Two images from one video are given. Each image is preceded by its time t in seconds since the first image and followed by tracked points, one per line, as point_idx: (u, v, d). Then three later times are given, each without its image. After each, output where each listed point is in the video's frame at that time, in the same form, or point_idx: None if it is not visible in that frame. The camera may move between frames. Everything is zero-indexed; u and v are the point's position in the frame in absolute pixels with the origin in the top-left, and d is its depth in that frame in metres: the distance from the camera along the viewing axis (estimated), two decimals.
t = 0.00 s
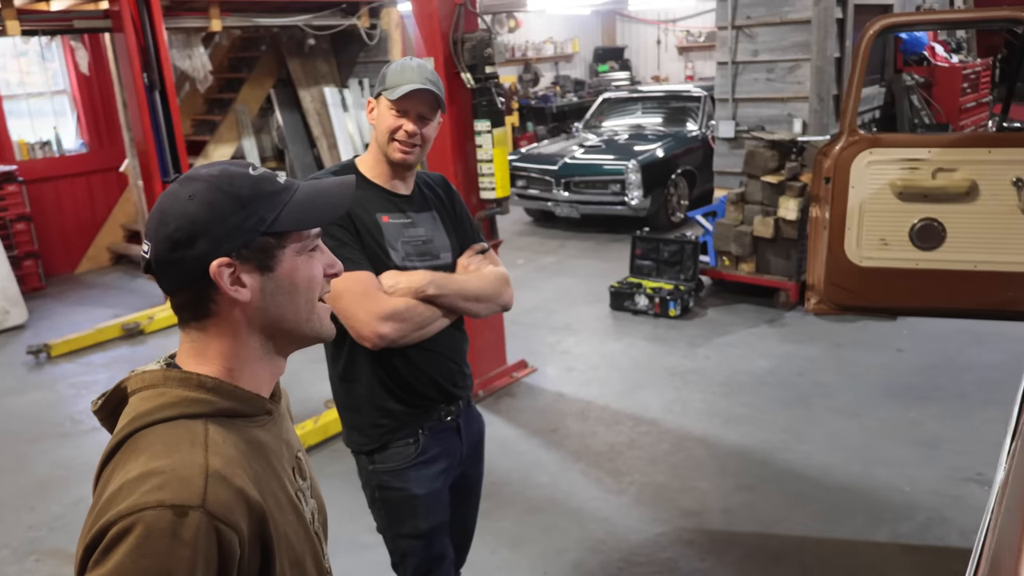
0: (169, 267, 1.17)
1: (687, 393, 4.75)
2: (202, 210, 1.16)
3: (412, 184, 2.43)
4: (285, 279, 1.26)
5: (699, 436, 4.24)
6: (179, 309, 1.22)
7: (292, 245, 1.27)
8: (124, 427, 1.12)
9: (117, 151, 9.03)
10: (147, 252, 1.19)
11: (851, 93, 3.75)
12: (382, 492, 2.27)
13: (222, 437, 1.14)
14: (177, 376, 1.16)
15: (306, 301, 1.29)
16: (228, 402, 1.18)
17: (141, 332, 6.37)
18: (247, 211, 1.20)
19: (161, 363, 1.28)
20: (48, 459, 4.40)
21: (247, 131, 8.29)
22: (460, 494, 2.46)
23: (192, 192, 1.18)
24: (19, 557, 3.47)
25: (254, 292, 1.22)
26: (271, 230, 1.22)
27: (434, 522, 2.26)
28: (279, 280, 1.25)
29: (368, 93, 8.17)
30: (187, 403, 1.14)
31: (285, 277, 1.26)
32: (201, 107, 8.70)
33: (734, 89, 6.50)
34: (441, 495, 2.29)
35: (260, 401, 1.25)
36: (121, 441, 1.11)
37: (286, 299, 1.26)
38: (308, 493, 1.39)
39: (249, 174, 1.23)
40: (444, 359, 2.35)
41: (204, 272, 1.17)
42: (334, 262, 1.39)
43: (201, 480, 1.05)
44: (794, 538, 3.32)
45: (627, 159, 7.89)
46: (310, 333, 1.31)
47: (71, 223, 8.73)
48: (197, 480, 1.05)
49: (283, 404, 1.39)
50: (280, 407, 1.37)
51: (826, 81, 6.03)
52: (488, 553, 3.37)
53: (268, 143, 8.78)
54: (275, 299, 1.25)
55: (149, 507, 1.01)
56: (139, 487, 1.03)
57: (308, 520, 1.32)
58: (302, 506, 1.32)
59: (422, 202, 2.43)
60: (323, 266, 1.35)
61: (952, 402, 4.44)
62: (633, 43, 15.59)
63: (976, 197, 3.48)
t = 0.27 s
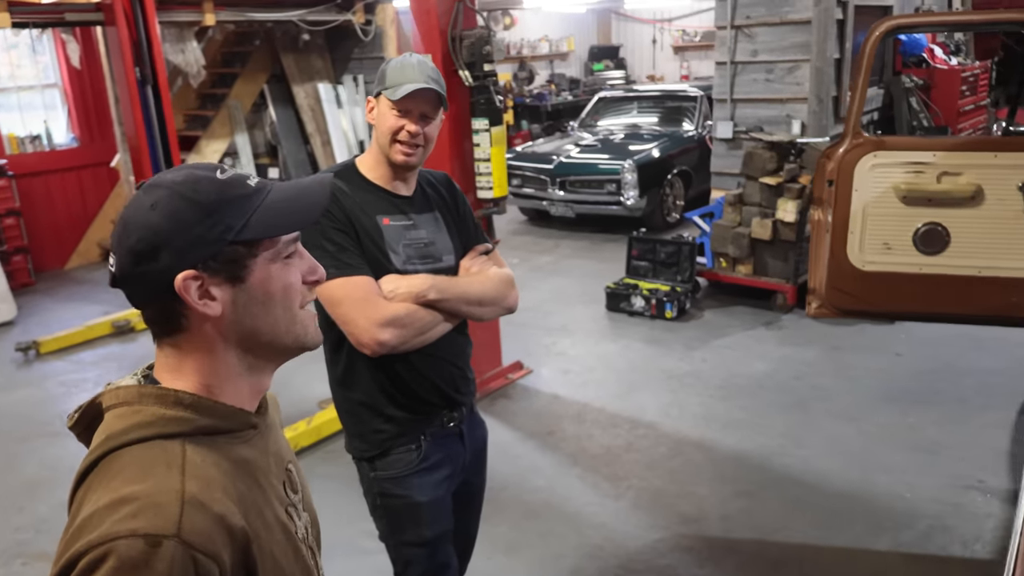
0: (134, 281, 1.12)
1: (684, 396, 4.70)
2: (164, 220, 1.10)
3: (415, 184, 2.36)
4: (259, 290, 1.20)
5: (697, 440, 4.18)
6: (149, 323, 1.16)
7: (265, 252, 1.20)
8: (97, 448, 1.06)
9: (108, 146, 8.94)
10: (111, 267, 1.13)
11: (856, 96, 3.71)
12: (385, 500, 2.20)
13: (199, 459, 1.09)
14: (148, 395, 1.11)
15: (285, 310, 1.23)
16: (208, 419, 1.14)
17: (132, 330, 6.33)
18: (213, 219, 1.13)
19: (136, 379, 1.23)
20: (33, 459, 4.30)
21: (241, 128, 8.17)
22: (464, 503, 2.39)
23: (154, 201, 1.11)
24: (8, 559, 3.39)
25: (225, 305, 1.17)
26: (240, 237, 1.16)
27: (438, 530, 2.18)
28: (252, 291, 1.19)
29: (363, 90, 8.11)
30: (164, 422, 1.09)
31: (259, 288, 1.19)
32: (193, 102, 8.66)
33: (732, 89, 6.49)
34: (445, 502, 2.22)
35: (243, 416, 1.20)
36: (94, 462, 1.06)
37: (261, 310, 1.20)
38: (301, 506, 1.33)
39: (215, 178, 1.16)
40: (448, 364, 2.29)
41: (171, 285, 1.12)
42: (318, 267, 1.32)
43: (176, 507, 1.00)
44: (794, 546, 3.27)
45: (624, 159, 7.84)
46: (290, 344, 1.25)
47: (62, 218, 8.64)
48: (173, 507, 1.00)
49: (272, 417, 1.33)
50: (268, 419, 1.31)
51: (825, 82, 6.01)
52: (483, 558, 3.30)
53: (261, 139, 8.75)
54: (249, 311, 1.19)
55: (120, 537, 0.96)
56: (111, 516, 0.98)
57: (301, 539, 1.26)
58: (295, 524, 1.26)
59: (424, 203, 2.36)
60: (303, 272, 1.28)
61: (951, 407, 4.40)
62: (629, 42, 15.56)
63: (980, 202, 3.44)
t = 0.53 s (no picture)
0: (109, 289, 1.05)
1: (694, 391, 4.64)
2: (136, 222, 1.03)
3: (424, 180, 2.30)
4: (245, 285, 1.14)
5: (707, 436, 4.13)
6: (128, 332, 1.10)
7: (246, 244, 1.15)
8: (82, 472, 1.02)
9: (110, 140, 8.85)
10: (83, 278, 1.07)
11: (871, 85, 3.64)
12: (400, 503, 2.15)
13: (188, 472, 1.04)
14: (128, 411, 1.05)
15: (272, 306, 1.18)
16: (194, 431, 1.08)
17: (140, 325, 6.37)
18: (188, 217, 1.07)
19: (118, 396, 1.17)
20: (36, 457, 4.26)
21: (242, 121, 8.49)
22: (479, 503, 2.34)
23: (122, 202, 1.04)
24: (16, 559, 3.34)
25: (210, 304, 1.11)
26: (217, 232, 1.10)
27: (458, 531, 2.14)
28: (237, 287, 1.13)
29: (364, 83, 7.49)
30: (148, 439, 1.03)
31: (243, 284, 1.14)
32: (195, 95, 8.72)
33: (740, 78, 6.53)
34: (462, 503, 2.17)
35: (234, 422, 1.14)
36: (79, 487, 1.01)
37: (247, 306, 1.15)
38: (305, 511, 1.27)
39: (185, 173, 1.09)
40: (458, 363, 2.23)
41: (151, 288, 1.06)
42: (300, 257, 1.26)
43: (164, 525, 0.96)
44: (809, 544, 3.21)
45: (629, 151, 7.78)
46: (279, 340, 1.20)
47: (64, 213, 8.56)
48: (161, 526, 0.95)
49: (264, 421, 1.28)
50: (260, 424, 1.26)
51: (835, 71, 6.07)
52: (493, 558, 3.25)
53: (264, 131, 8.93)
54: (234, 309, 1.14)
55: (106, 561, 0.91)
56: (97, 541, 0.93)
57: (307, 547, 1.20)
58: (299, 532, 1.20)
59: (434, 198, 2.30)
60: (286, 264, 1.22)
61: (965, 402, 4.34)
62: (633, 32, 15.46)
63: (999, 193, 3.37)
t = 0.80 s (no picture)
0: (81, 284, 1.00)
1: (694, 389, 4.65)
2: (119, 214, 0.99)
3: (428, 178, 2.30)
4: (225, 292, 1.11)
5: (709, 435, 4.14)
6: (97, 332, 1.04)
7: (231, 251, 1.11)
8: (38, 508, 0.98)
9: (105, 129, 8.81)
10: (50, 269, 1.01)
11: (876, 86, 3.66)
12: (406, 509, 2.17)
13: (148, 500, 0.99)
14: (80, 440, 1.00)
15: (250, 316, 1.15)
16: (153, 452, 1.02)
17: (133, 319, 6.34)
18: (172, 215, 1.03)
19: (77, 420, 1.13)
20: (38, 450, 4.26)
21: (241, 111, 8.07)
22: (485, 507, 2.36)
23: (105, 193, 1.00)
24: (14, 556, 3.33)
25: (187, 308, 1.07)
26: (205, 234, 1.07)
27: (465, 537, 2.16)
28: (216, 293, 1.10)
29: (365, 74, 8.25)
30: (101, 469, 0.98)
31: (224, 291, 1.10)
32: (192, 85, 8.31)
33: (742, 76, 6.52)
34: (469, 508, 2.19)
35: (199, 436, 1.08)
36: (39, 525, 0.98)
37: (226, 314, 1.11)
38: (290, 518, 1.21)
39: (173, 172, 1.06)
40: (462, 365, 2.23)
41: (128, 286, 1.01)
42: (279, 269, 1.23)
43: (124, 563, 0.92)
44: (811, 545, 3.23)
45: (629, 147, 7.79)
46: (255, 352, 1.16)
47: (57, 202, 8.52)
48: (128, 561, 0.92)
49: (236, 426, 1.22)
50: (233, 428, 1.20)
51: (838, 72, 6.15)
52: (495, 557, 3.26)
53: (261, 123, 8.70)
54: (211, 316, 1.10)
55: None
56: None
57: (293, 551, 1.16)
58: (283, 537, 1.16)
59: (438, 198, 2.30)
60: (265, 276, 1.19)
61: (965, 401, 4.36)
62: (633, 28, 15.45)
63: (1002, 194, 3.39)
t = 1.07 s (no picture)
0: (81, 292, 0.94)
1: (689, 388, 4.65)
2: (130, 222, 0.95)
3: (423, 175, 2.28)
4: (228, 306, 1.07)
5: (704, 434, 4.14)
6: (94, 344, 0.99)
7: (236, 264, 1.08)
8: (27, 532, 0.93)
9: (93, 126, 8.75)
10: (46, 273, 0.95)
11: (871, 85, 3.67)
12: (398, 513, 2.13)
13: (147, 516, 0.94)
14: (71, 457, 0.95)
15: (250, 330, 1.11)
16: (146, 466, 0.97)
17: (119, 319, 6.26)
18: (180, 228, 0.99)
19: (60, 440, 1.07)
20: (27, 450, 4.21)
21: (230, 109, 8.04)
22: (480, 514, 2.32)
23: (111, 198, 0.95)
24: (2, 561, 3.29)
25: (190, 320, 1.02)
26: (214, 246, 1.03)
27: (457, 545, 2.12)
28: (220, 307, 1.05)
29: (357, 72, 8.31)
30: (93, 486, 0.93)
31: (227, 305, 1.06)
32: (182, 82, 8.23)
33: (734, 75, 6.55)
34: (462, 515, 2.14)
35: (193, 446, 1.03)
36: (29, 549, 0.93)
37: (228, 329, 1.07)
38: (286, 526, 1.16)
39: (183, 180, 1.02)
40: (461, 366, 2.22)
41: (134, 297, 0.96)
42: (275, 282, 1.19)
43: None
44: (809, 544, 3.23)
45: (621, 146, 7.80)
46: (253, 368, 1.12)
47: (45, 200, 8.45)
48: None
49: (226, 438, 1.17)
50: (222, 440, 1.15)
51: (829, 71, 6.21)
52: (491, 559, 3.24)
53: (252, 121, 8.47)
54: (215, 330, 1.05)
55: None
56: None
57: (290, 560, 1.12)
58: (279, 546, 1.11)
59: (435, 195, 2.28)
60: (263, 289, 1.15)
61: (958, 399, 4.38)
62: (623, 28, 15.46)
63: (996, 193, 3.39)
